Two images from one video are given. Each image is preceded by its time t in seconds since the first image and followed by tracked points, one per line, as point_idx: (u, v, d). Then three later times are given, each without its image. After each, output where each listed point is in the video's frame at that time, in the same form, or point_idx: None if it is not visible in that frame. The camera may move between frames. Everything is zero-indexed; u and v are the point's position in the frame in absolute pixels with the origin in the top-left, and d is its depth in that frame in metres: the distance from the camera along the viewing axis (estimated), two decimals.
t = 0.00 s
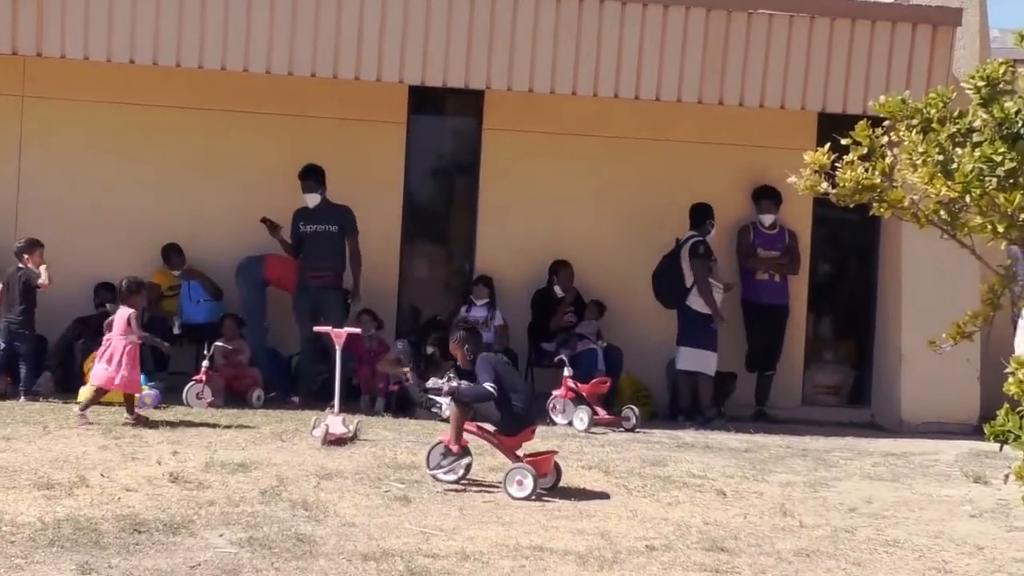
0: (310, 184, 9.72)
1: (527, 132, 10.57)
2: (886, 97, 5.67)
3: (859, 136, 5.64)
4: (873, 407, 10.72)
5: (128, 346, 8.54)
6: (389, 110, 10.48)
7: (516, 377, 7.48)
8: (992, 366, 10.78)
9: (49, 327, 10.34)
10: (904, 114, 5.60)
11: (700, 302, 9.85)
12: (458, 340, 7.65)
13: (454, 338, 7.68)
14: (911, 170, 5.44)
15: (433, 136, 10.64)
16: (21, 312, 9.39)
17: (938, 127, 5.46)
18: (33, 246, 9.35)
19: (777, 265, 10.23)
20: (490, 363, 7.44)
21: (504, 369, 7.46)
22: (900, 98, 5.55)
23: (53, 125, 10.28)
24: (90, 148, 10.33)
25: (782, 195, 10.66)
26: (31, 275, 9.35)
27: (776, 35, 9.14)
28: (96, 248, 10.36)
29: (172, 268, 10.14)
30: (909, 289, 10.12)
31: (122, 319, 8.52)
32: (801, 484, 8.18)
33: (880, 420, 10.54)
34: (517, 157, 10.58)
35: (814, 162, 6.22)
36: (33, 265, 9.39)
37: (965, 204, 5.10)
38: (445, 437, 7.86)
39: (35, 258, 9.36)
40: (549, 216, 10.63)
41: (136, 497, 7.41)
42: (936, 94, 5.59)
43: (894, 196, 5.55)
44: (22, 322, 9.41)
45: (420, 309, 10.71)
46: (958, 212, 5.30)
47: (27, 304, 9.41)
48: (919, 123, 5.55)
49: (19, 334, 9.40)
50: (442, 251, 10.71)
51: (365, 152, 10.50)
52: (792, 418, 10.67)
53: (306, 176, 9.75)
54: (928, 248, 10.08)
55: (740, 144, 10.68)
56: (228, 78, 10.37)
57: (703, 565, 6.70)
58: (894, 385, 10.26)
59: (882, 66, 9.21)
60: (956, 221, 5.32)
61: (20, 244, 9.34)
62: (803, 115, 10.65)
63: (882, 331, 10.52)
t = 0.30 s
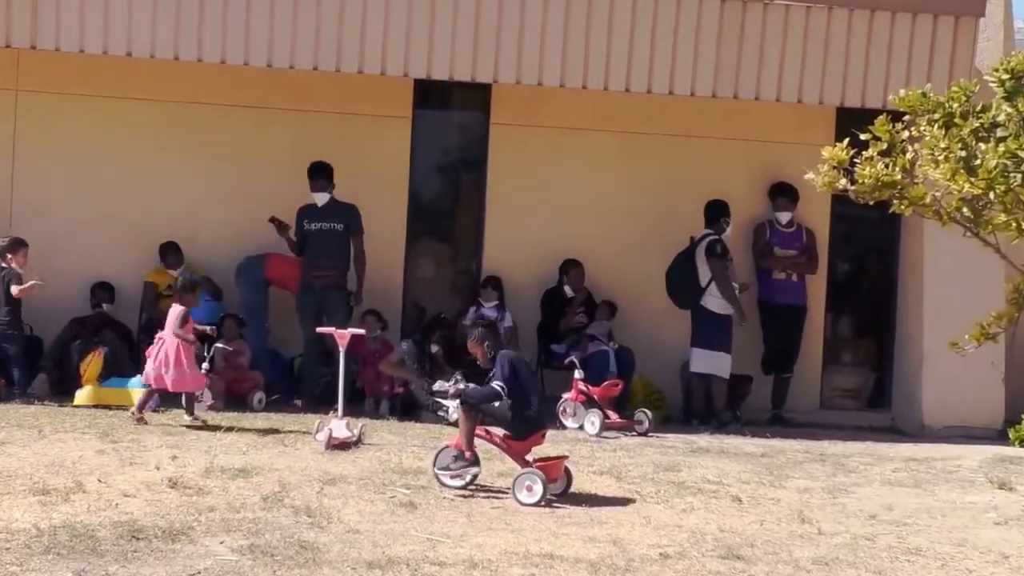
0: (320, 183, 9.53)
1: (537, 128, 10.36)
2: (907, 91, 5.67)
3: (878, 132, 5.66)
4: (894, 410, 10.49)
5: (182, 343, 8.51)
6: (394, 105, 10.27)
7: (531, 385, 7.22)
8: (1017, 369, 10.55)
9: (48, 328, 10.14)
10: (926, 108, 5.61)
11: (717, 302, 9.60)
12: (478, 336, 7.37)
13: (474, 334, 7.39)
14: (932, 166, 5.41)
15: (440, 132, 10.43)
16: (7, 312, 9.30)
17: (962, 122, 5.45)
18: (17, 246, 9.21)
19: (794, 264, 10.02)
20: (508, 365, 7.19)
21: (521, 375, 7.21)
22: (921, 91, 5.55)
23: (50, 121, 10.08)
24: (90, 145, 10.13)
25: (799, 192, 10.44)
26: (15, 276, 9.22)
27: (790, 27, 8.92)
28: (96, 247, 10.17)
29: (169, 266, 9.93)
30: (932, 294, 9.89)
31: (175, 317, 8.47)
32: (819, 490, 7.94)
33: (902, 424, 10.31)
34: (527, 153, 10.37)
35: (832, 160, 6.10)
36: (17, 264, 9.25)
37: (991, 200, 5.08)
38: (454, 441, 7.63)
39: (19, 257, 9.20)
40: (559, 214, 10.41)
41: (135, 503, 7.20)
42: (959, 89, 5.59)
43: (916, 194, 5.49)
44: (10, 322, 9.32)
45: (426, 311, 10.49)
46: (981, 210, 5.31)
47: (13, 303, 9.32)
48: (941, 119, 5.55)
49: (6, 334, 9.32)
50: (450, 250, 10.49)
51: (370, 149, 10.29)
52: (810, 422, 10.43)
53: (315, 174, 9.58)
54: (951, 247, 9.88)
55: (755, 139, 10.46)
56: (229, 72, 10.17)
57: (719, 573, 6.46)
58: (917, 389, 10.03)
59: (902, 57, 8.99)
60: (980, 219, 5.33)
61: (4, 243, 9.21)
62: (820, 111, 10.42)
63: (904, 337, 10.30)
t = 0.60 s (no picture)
0: (343, 180, 9.32)
1: (559, 123, 10.12)
2: (945, 84, 5.44)
3: (915, 126, 5.37)
4: (931, 414, 10.23)
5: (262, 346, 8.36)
6: (412, 100, 10.04)
7: (561, 390, 6.97)
8: None
9: (58, 328, 9.94)
10: (966, 102, 5.40)
11: (747, 303, 9.40)
12: (518, 332, 7.11)
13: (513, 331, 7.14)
14: (972, 161, 5.16)
15: (459, 128, 10.19)
16: (5, 312, 9.09)
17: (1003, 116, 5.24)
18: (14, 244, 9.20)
19: (827, 263, 9.77)
20: (542, 365, 6.91)
21: (553, 377, 6.94)
22: (962, 84, 5.33)
23: (61, 116, 9.88)
24: (101, 142, 9.92)
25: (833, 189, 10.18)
26: (9, 272, 9.12)
27: (820, 19, 8.66)
28: (107, 246, 9.96)
29: (181, 265, 9.71)
30: (969, 294, 9.63)
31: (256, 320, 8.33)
32: (852, 497, 7.67)
33: (940, 428, 10.05)
34: (549, 150, 10.13)
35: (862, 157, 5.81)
36: (12, 263, 9.20)
37: None
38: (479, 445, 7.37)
39: (16, 256, 9.19)
40: (581, 212, 10.17)
41: (145, 510, 6.98)
42: (999, 84, 5.38)
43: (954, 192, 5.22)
44: (8, 322, 9.10)
45: (445, 312, 10.25)
46: None
47: (9, 302, 9.11)
48: (981, 115, 5.33)
49: (6, 335, 9.09)
50: (469, 250, 10.26)
51: (387, 146, 10.06)
52: (845, 427, 10.17)
53: (338, 171, 9.36)
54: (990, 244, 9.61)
55: (784, 134, 10.20)
56: (243, 66, 9.95)
57: None
58: (955, 394, 9.77)
59: (937, 47, 8.73)
60: (1021, 217, 5.12)
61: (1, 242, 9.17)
62: (850, 105, 10.16)
63: (942, 339, 10.04)
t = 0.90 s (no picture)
0: (347, 175, 9.07)
1: (569, 116, 9.86)
2: (972, 75, 5.09)
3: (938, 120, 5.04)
4: (956, 418, 9.96)
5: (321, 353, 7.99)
6: (417, 94, 9.79)
7: (578, 394, 6.73)
8: None
9: (52, 329, 9.69)
10: (993, 95, 5.08)
11: (762, 303, 9.14)
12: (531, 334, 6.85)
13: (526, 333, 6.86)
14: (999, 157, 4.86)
15: (465, 123, 9.93)
16: None
17: None
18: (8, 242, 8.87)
19: (847, 262, 9.50)
20: (558, 367, 6.65)
21: (569, 380, 6.69)
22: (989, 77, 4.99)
23: (56, 112, 9.63)
24: (97, 138, 9.67)
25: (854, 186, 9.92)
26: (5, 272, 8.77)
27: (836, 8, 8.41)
28: (103, 245, 9.71)
29: (176, 265, 9.41)
30: (994, 293, 9.37)
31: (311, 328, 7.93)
32: (873, 504, 7.40)
33: (966, 433, 9.78)
34: (558, 145, 9.87)
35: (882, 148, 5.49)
36: (7, 263, 8.86)
37: None
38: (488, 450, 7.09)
39: (9, 255, 8.85)
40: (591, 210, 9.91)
41: (139, 519, 6.72)
42: None
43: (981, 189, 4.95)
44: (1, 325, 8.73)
45: (450, 313, 9.99)
46: None
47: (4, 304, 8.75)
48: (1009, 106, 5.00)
49: None
50: (475, 249, 10.00)
51: (391, 141, 9.80)
52: (866, 433, 9.91)
53: (341, 165, 9.10)
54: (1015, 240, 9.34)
55: (799, 128, 9.94)
56: (243, 59, 9.70)
57: None
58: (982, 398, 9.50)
59: (958, 37, 8.46)
60: None
61: None
62: (869, 98, 9.90)
63: (967, 340, 9.77)
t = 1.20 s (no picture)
0: (341, 170, 8.78)
1: (575, 109, 9.59)
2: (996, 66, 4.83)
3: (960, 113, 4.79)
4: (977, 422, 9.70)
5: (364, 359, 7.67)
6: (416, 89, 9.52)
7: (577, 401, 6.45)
8: None
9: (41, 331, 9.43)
10: (1016, 86, 4.89)
11: (774, 304, 8.87)
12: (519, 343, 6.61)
13: (515, 342, 6.62)
14: None
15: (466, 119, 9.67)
16: None
17: None
18: None
19: (863, 261, 9.23)
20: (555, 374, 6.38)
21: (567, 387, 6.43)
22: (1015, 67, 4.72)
23: (46, 107, 9.38)
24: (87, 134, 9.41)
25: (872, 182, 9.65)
26: None
27: None
28: (93, 244, 9.45)
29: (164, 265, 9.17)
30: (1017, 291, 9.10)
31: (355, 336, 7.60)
32: (890, 513, 7.13)
33: (987, 438, 9.52)
34: (562, 140, 9.60)
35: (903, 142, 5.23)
36: None
37: None
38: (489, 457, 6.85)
39: None
40: (596, 207, 9.64)
41: (126, 528, 6.45)
42: None
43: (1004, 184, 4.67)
44: None
45: (451, 315, 9.73)
46: None
47: None
48: None
49: None
50: (476, 249, 9.73)
51: (390, 137, 9.54)
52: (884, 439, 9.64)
53: (338, 160, 8.83)
54: None
55: (810, 123, 9.67)
56: (237, 53, 9.44)
57: None
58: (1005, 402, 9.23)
59: (974, 28, 8.20)
60: None
61: None
62: (884, 90, 9.63)
63: (989, 342, 9.51)
